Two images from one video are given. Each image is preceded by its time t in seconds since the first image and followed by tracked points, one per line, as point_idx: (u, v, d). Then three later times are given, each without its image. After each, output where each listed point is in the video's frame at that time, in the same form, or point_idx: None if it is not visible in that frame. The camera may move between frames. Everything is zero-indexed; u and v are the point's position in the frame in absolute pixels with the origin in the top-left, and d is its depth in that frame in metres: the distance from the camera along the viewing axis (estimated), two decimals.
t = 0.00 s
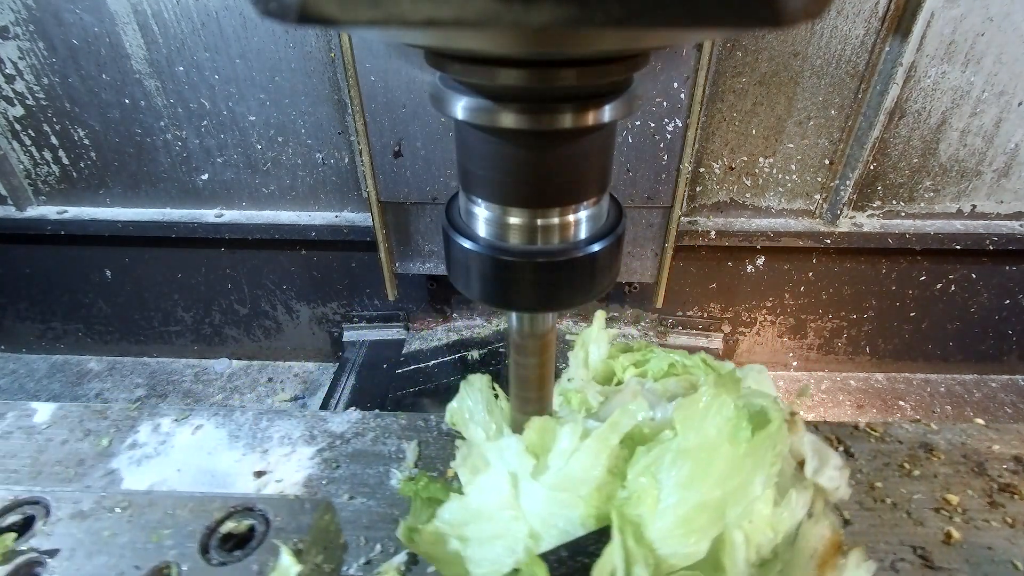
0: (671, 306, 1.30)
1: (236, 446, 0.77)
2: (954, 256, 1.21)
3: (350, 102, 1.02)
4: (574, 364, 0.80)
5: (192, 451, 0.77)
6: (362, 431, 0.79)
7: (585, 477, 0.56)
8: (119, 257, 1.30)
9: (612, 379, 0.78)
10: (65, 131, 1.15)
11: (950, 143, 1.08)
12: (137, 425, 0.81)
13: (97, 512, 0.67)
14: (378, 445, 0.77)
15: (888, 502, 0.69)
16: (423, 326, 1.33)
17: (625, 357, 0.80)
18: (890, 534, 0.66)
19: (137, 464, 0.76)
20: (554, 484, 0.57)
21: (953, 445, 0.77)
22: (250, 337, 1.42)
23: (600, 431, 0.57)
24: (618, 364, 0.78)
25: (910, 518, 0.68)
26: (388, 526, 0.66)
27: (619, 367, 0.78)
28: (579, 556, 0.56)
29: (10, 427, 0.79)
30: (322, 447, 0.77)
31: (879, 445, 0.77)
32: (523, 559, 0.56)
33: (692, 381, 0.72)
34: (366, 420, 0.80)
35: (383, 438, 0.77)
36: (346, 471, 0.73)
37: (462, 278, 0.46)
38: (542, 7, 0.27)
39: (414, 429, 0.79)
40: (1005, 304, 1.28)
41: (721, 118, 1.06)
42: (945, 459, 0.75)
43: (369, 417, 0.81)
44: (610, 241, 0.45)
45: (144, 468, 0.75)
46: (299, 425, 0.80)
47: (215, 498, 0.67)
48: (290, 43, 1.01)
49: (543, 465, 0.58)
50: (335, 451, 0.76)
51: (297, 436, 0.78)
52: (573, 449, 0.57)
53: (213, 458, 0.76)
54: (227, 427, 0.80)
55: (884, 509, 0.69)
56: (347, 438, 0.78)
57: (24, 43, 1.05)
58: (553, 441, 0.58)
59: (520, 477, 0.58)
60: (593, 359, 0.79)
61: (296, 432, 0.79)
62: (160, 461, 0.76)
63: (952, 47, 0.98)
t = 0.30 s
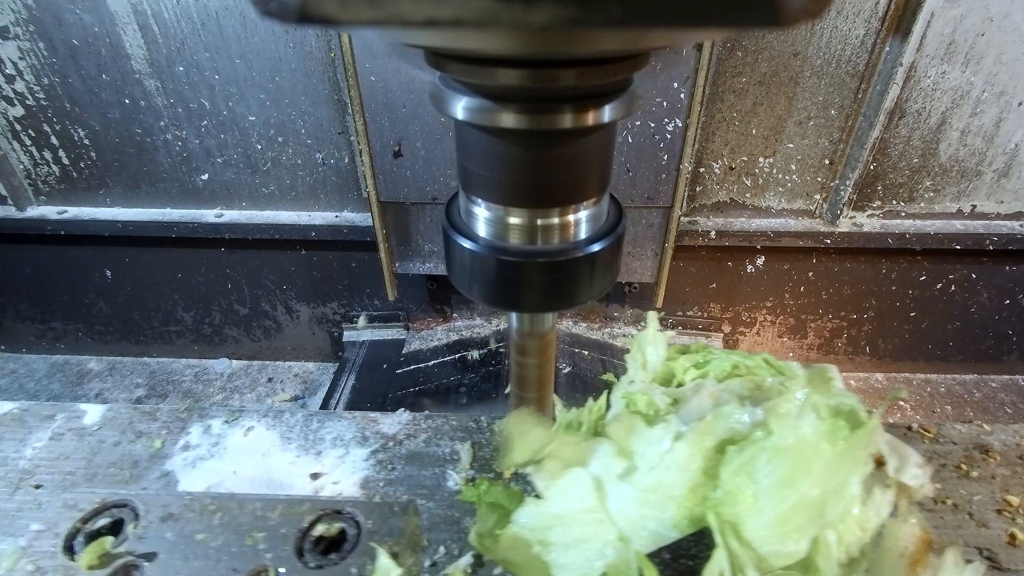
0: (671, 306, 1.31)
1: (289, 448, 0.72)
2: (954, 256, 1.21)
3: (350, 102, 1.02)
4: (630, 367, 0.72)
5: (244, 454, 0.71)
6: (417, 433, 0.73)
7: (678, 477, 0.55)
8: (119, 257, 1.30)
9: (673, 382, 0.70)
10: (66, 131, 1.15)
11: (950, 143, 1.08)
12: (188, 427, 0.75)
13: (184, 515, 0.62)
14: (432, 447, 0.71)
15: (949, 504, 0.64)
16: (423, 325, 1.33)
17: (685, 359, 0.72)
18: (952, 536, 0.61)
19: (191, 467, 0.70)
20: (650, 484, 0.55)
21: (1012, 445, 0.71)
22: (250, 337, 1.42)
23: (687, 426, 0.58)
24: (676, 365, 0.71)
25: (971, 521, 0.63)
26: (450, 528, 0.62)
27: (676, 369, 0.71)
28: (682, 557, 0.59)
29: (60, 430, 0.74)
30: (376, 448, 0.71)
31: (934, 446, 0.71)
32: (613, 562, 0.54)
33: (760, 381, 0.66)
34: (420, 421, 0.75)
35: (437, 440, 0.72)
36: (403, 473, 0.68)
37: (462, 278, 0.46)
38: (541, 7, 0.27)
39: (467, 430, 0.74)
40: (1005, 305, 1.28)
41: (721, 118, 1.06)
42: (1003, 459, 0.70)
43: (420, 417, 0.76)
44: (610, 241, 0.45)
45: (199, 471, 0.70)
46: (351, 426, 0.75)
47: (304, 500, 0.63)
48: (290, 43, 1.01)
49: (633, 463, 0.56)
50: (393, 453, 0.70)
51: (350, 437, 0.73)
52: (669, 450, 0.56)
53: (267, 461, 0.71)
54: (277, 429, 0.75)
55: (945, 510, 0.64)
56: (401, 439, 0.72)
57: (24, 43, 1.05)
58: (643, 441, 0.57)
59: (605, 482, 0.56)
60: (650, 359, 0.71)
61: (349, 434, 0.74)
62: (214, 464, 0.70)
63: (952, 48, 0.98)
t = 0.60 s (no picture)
0: (671, 306, 1.31)
1: (338, 450, 0.79)
2: (954, 256, 1.21)
3: (350, 102, 1.02)
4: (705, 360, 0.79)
5: (294, 455, 0.78)
6: (462, 434, 0.80)
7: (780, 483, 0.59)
8: (119, 257, 1.30)
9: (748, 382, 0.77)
10: (65, 131, 1.15)
11: (951, 143, 1.08)
12: (233, 427, 0.82)
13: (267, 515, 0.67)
14: (479, 448, 0.78)
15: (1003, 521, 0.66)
16: (423, 325, 1.33)
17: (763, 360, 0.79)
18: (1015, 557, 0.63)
19: (242, 468, 0.77)
20: (750, 482, 0.59)
21: None
22: (250, 337, 1.42)
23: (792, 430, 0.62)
24: (754, 368, 0.78)
25: None
26: (508, 530, 0.66)
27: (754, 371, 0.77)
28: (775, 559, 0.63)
29: (107, 431, 0.81)
30: (424, 449, 0.78)
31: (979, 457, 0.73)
32: (706, 556, 0.59)
33: (844, 391, 0.71)
34: (463, 422, 0.82)
35: (483, 442, 0.78)
36: (452, 474, 0.74)
37: (461, 277, 0.46)
38: (541, 6, 0.27)
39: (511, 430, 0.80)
40: (1005, 304, 1.28)
41: (721, 118, 1.06)
42: None
43: (465, 420, 0.82)
44: (610, 241, 0.45)
45: (250, 472, 0.76)
46: (396, 428, 0.81)
47: (384, 503, 0.68)
48: (291, 43, 1.01)
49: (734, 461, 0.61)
50: (440, 454, 0.77)
51: (396, 439, 0.80)
52: (775, 450, 0.60)
53: (318, 462, 0.77)
54: (323, 430, 0.82)
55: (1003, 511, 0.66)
56: (447, 440, 0.79)
57: (24, 43, 1.05)
58: (748, 442, 0.62)
59: (701, 476, 0.61)
60: (728, 361, 0.78)
61: (396, 435, 0.80)
62: (265, 465, 0.77)
63: (952, 48, 0.98)
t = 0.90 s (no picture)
0: (671, 306, 1.31)
1: (341, 450, 0.79)
2: (954, 256, 1.21)
3: (350, 102, 1.02)
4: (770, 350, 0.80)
5: (298, 456, 0.78)
6: (467, 434, 0.80)
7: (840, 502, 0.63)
8: (119, 257, 1.30)
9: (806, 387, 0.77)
10: (65, 131, 1.15)
11: (951, 143, 1.08)
12: (236, 428, 0.82)
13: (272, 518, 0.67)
14: (484, 448, 0.78)
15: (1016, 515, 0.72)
16: (423, 325, 1.33)
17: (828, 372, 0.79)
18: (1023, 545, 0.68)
19: (244, 468, 0.77)
20: (809, 490, 0.64)
21: None
22: (250, 337, 1.42)
23: (865, 449, 0.66)
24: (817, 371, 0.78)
25: None
26: (513, 530, 0.67)
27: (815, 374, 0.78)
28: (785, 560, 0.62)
29: (109, 431, 0.81)
30: (428, 450, 0.78)
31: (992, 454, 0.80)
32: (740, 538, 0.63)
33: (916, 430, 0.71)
34: (467, 421, 0.82)
35: (487, 442, 0.78)
36: (457, 475, 0.74)
37: (461, 277, 0.46)
38: (541, 7, 0.27)
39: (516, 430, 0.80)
40: (1005, 304, 1.28)
41: (721, 118, 1.06)
42: None
43: (469, 420, 0.82)
44: (610, 241, 0.45)
45: (253, 472, 0.76)
46: (399, 428, 0.81)
47: (390, 503, 0.69)
48: (291, 43, 1.01)
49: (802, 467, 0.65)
50: (444, 454, 0.77)
51: (399, 440, 0.80)
52: (846, 469, 0.64)
53: (321, 462, 0.77)
54: (326, 430, 0.82)
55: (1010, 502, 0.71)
56: (451, 440, 0.79)
57: (24, 43, 1.05)
58: (819, 453, 0.65)
59: (763, 470, 0.65)
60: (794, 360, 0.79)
61: (399, 435, 0.80)
62: (268, 465, 0.76)
63: (952, 48, 0.98)
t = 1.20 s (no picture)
0: (671, 306, 1.30)
1: (332, 450, 0.78)
2: (954, 256, 1.21)
3: (350, 102, 1.02)
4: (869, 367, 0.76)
5: (288, 455, 0.78)
6: (458, 434, 0.80)
7: None
8: (119, 258, 1.30)
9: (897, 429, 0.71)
10: (65, 131, 1.15)
11: (951, 143, 1.08)
12: (227, 428, 0.82)
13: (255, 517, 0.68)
14: (474, 448, 0.77)
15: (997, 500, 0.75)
16: (423, 325, 1.33)
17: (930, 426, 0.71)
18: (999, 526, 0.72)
19: (234, 467, 0.76)
20: (893, 546, 0.56)
21: None
22: (250, 337, 1.42)
23: (974, 534, 0.58)
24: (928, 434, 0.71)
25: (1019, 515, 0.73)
26: (502, 530, 0.67)
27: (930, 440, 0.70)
28: (764, 559, 0.55)
29: (100, 431, 0.81)
30: (418, 450, 0.78)
31: (977, 446, 0.85)
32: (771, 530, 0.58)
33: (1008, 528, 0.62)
34: (458, 421, 0.81)
35: (478, 442, 0.78)
36: (447, 474, 0.74)
37: (461, 277, 0.46)
38: (541, 7, 0.27)
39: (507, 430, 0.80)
40: (1004, 304, 1.28)
41: (721, 118, 1.06)
42: None
43: (460, 419, 0.82)
44: (610, 241, 0.45)
45: (242, 472, 0.75)
46: (390, 428, 0.81)
47: (374, 503, 0.69)
48: (291, 43, 1.01)
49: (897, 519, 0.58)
50: (434, 454, 0.77)
51: (390, 439, 0.79)
52: (930, 533, 0.57)
53: (311, 462, 0.77)
54: (317, 430, 0.82)
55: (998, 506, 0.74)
56: (442, 440, 0.79)
57: (24, 43, 1.05)
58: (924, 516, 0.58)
59: (842, 497, 0.59)
60: (901, 396, 0.73)
61: (390, 435, 0.80)
62: (258, 465, 0.76)
63: (952, 48, 0.98)
